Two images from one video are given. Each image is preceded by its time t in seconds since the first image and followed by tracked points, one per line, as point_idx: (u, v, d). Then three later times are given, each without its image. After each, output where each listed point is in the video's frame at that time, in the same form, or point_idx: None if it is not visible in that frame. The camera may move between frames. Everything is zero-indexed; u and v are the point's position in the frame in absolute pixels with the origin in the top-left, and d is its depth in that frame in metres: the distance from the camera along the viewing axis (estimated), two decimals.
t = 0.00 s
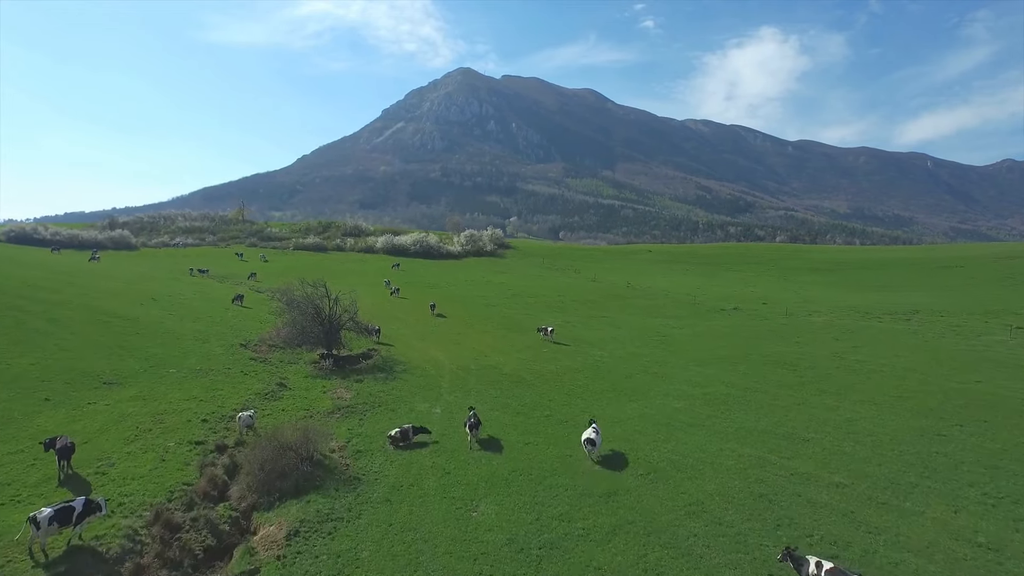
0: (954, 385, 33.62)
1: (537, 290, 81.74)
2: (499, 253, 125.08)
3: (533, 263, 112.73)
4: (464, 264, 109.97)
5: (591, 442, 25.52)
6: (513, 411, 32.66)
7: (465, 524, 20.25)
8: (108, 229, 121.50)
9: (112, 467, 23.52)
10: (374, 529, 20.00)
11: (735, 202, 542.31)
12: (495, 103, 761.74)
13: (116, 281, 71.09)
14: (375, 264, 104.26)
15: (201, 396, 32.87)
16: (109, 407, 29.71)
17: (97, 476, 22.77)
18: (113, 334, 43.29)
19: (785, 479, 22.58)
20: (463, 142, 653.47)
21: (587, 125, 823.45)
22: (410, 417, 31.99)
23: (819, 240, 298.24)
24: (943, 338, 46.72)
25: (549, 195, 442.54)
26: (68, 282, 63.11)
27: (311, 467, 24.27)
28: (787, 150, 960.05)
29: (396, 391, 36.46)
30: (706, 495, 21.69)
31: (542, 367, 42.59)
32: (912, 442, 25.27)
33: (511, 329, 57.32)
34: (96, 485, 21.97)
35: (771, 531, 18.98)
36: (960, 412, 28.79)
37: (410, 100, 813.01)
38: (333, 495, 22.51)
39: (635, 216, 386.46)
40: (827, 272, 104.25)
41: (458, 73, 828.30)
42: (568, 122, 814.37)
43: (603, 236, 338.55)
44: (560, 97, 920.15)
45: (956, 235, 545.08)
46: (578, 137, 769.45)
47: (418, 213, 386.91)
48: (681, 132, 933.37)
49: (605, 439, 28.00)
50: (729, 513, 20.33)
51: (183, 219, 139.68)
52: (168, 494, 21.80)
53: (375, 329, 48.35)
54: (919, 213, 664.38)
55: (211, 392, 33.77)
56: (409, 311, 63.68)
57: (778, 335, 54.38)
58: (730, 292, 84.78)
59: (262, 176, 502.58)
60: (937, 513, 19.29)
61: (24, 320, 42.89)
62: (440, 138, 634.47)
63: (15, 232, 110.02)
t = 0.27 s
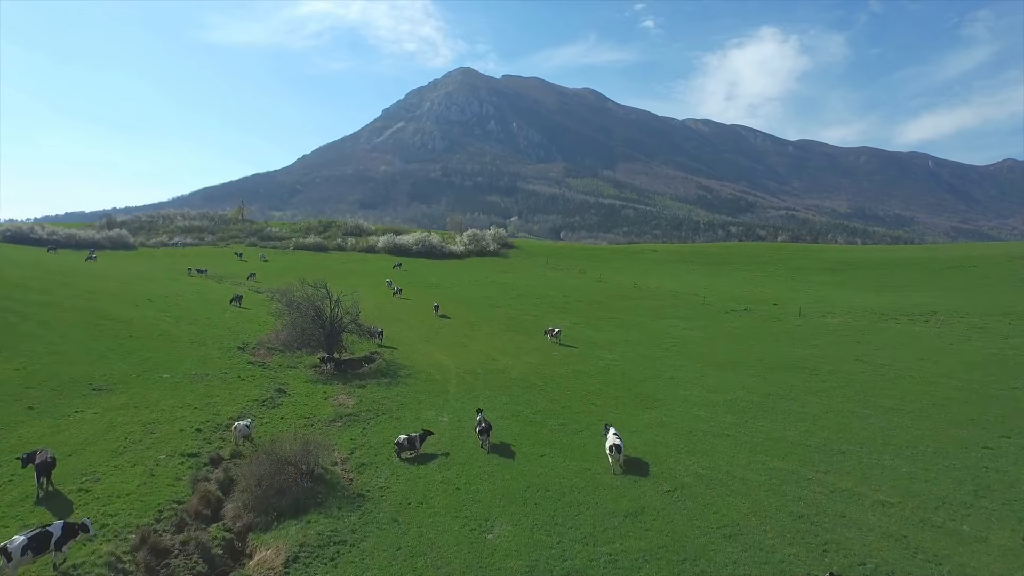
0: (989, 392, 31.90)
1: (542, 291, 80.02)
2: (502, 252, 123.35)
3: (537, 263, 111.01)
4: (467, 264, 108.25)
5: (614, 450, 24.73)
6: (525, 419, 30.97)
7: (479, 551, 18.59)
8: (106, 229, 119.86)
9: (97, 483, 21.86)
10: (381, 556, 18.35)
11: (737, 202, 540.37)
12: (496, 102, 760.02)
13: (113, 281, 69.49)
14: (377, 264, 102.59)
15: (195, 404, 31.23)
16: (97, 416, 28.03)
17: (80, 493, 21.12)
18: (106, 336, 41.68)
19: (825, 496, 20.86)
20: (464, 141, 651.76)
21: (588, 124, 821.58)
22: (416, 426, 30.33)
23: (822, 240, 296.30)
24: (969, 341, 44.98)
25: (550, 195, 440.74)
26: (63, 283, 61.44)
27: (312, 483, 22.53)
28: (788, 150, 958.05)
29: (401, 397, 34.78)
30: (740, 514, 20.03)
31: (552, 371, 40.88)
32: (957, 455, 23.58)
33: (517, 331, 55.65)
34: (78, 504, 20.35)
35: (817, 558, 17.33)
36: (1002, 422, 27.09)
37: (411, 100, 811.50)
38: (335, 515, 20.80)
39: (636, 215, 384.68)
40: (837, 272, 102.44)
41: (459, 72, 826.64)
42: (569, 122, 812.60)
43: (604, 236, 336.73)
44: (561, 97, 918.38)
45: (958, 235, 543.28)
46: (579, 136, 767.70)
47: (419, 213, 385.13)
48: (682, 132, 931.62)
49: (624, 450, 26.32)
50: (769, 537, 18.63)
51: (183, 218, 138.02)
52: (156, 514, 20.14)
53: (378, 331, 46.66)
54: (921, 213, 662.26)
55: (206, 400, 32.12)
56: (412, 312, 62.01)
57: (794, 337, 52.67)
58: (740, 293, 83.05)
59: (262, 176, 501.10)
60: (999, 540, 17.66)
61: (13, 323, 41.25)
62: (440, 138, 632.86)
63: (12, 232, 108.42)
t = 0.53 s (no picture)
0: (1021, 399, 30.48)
1: (547, 292, 78.62)
2: (505, 252, 121.92)
3: (540, 264, 109.57)
4: (469, 264, 106.81)
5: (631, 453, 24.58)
6: (536, 427, 29.55)
7: None
8: (104, 229, 118.44)
9: (81, 500, 20.45)
10: None
11: (738, 202, 538.94)
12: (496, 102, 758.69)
13: (109, 281, 68.13)
14: (378, 264, 101.16)
15: (190, 412, 29.83)
16: (86, 425, 26.60)
17: (63, 511, 19.73)
18: (99, 340, 40.31)
19: (865, 515, 19.41)
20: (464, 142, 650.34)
21: (588, 124, 820.03)
22: (422, 435, 28.92)
23: (825, 240, 294.87)
24: (990, 344, 43.62)
25: (551, 195, 439.33)
26: (57, 284, 60.02)
27: (312, 500, 21.08)
28: (789, 150, 956.75)
29: (405, 403, 33.39)
30: (775, 535, 18.65)
31: (562, 377, 39.51)
32: (1002, 470, 22.18)
33: (523, 333, 54.25)
34: (59, 525, 18.94)
35: None
36: None
37: (411, 100, 810.16)
38: (338, 537, 19.38)
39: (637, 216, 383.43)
40: (845, 273, 100.90)
41: (459, 73, 826.13)
42: (569, 121, 811.20)
43: (606, 236, 335.20)
44: (561, 97, 916.87)
45: (960, 235, 541.96)
46: (580, 136, 766.29)
47: (419, 213, 383.59)
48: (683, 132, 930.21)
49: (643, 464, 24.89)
50: (809, 565, 17.22)
51: (182, 218, 136.63)
52: (142, 537, 18.74)
53: (380, 335, 45.15)
54: (922, 214, 660.93)
55: (202, 408, 30.72)
56: (415, 314, 60.59)
57: (808, 340, 51.23)
58: (747, 294, 81.68)
59: (262, 176, 499.71)
60: None
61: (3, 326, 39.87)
62: (440, 138, 631.53)
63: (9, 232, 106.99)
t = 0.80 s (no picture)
0: None
1: (552, 294, 77.00)
2: (508, 253, 120.28)
3: (544, 264, 107.87)
4: (472, 265, 105.16)
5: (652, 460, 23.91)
6: (551, 440, 27.94)
7: None
8: (100, 229, 116.69)
9: (62, 526, 18.82)
10: None
11: (739, 202, 537.09)
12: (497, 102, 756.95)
13: (104, 283, 66.42)
14: (379, 265, 99.48)
15: (183, 423, 28.14)
16: (71, 439, 24.89)
17: (41, 540, 18.05)
18: (91, 345, 38.61)
19: (919, 546, 17.77)
20: (465, 142, 648.55)
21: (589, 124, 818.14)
22: (429, 449, 27.25)
23: (827, 241, 293.12)
24: (1018, 350, 42.01)
25: (552, 195, 437.58)
26: (50, 285, 58.30)
27: (314, 525, 19.42)
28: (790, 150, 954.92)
29: (411, 413, 31.74)
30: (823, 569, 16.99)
31: (573, 384, 37.91)
32: None
33: (531, 337, 52.57)
34: (36, 557, 17.26)
35: None
36: None
37: (411, 100, 808.43)
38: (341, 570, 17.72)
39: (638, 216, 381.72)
40: (855, 274, 99.15)
41: (459, 73, 824.27)
42: (570, 121, 809.38)
43: (607, 236, 333.39)
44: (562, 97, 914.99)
45: (962, 235, 540.48)
46: (580, 136, 764.55)
47: (420, 213, 381.77)
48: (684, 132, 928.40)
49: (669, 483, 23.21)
50: None
51: (180, 218, 134.89)
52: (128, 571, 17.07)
53: (384, 341, 43.37)
54: (924, 214, 659.24)
55: (196, 419, 29.02)
56: (418, 317, 58.89)
57: (826, 345, 49.51)
58: (756, 296, 80.05)
59: (262, 176, 497.81)
60: None
61: None
62: (441, 138, 629.77)
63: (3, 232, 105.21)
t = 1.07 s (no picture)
0: None
1: (559, 297, 75.43)
2: (511, 253, 118.66)
3: (548, 266, 106.21)
4: (475, 266, 103.55)
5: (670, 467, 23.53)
6: (568, 457, 26.42)
7: None
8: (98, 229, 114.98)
9: (37, 561, 17.19)
10: None
11: (740, 202, 535.36)
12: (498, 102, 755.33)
13: (99, 285, 64.77)
14: (381, 266, 97.87)
15: (176, 437, 26.49)
16: (54, 456, 23.20)
17: None
18: (82, 351, 37.00)
19: None
20: (465, 142, 646.87)
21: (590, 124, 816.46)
22: (439, 466, 25.64)
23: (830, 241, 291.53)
24: None
25: (553, 195, 435.96)
26: (43, 288, 56.63)
27: (316, 557, 17.83)
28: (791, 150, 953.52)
29: (419, 426, 30.16)
30: None
31: (587, 392, 36.36)
32: None
33: (539, 341, 51.00)
34: None
35: None
36: None
37: (412, 100, 806.72)
38: None
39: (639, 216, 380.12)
40: (865, 275, 97.51)
41: (460, 73, 822.59)
42: (571, 121, 807.64)
43: (608, 236, 331.74)
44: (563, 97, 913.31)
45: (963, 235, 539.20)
46: (581, 136, 762.92)
47: (420, 213, 380.06)
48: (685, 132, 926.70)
49: (699, 508, 21.57)
50: None
51: (179, 218, 133.20)
52: None
53: (388, 348, 41.63)
54: (925, 214, 657.73)
55: (190, 432, 27.36)
56: (422, 321, 57.23)
57: (844, 349, 47.93)
58: (767, 298, 78.47)
59: (262, 176, 496.13)
60: None
61: None
62: (441, 138, 628.17)
63: None
